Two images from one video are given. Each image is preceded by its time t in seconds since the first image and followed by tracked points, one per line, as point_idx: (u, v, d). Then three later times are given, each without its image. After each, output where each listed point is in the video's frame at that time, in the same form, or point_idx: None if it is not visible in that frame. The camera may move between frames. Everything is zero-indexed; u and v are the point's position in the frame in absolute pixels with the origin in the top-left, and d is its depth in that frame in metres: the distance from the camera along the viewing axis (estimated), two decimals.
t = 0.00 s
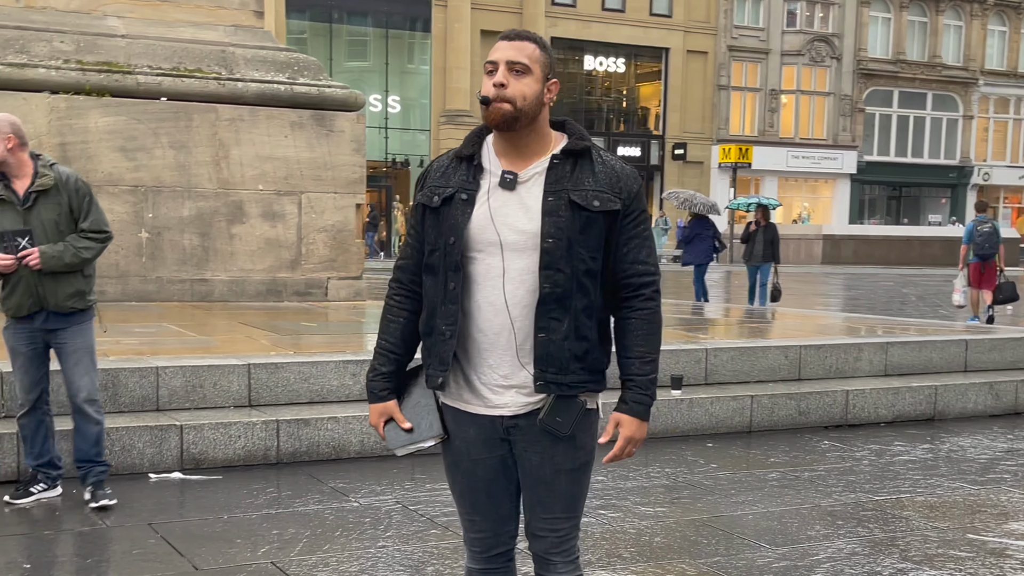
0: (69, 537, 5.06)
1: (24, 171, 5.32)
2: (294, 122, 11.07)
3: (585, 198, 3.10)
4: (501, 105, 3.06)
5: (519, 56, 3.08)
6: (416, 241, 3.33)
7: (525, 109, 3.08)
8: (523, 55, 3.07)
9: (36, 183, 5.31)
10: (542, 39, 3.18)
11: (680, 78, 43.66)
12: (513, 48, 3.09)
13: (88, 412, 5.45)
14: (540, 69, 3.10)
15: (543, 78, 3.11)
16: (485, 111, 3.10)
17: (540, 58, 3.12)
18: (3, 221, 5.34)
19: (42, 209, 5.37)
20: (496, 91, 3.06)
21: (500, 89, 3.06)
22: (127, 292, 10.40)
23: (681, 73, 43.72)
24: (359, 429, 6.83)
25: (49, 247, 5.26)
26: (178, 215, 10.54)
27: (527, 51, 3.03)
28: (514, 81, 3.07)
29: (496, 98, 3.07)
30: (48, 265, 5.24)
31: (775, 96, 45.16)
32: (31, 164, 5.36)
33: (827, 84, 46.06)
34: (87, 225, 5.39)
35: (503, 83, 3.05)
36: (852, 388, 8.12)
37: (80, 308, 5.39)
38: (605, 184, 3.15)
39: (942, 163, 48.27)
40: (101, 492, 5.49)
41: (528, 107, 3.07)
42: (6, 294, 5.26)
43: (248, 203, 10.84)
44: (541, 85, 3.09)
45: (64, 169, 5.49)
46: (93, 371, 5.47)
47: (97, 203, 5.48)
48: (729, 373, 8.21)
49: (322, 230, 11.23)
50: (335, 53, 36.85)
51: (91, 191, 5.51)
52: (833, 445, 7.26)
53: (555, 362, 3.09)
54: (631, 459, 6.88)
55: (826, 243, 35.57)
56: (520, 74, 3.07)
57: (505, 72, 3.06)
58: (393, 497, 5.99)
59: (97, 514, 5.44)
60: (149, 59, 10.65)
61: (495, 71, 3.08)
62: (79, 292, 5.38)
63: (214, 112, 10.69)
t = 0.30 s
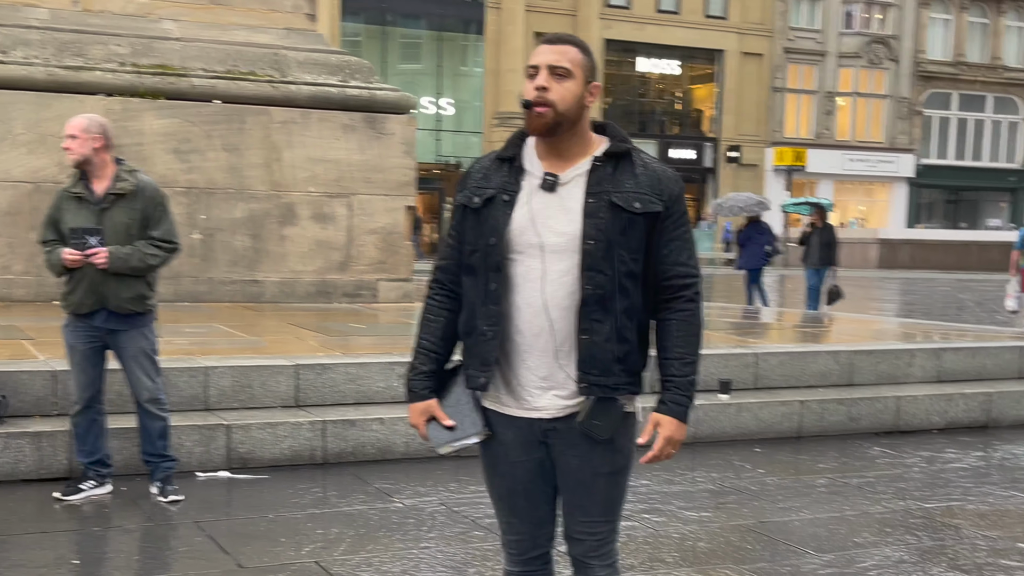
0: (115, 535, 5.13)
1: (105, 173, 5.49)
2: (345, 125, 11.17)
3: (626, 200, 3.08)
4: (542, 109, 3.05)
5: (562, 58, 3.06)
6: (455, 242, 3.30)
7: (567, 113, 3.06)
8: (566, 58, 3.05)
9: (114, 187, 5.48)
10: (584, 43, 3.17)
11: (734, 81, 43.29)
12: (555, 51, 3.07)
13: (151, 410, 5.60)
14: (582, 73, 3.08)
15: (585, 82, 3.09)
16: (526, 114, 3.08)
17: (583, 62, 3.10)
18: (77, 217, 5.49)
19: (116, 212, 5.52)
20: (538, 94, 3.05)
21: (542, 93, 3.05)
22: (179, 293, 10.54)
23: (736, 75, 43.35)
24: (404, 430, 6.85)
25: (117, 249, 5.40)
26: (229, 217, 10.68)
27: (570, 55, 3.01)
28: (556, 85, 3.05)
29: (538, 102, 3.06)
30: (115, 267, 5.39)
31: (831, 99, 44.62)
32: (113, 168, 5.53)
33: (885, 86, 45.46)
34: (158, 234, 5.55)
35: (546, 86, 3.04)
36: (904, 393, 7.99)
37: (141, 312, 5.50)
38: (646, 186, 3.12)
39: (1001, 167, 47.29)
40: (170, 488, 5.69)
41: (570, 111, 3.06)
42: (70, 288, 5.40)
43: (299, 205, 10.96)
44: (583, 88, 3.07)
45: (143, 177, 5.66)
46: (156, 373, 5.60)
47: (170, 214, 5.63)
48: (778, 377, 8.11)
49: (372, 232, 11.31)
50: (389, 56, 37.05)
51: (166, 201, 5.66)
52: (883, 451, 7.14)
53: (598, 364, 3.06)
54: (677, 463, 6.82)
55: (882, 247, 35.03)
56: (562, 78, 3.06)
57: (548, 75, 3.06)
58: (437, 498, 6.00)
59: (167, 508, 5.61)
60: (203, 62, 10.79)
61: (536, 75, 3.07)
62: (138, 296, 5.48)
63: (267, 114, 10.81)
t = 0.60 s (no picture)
0: (145, 540, 5.20)
1: (163, 186, 5.66)
2: (379, 133, 11.26)
3: (649, 208, 3.06)
4: (576, 112, 3.04)
5: (595, 65, 3.05)
6: (476, 251, 3.30)
7: (600, 120, 3.06)
8: (601, 65, 3.05)
9: (169, 200, 5.64)
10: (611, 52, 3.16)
11: (774, 88, 43.04)
12: (585, 56, 3.06)
13: (187, 417, 5.67)
14: (614, 81, 3.08)
15: (616, 88, 3.08)
16: (557, 120, 3.07)
17: (614, 71, 3.10)
18: (130, 226, 5.64)
19: (168, 226, 5.67)
20: (570, 98, 3.03)
21: (577, 97, 3.03)
22: (215, 300, 10.66)
23: (775, 82, 43.08)
24: (433, 438, 6.88)
25: (164, 263, 5.52)
26: (264, 225, 10.78)
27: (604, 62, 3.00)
28: (588, 89, 3.04)
29: (572, 105, 3.04)
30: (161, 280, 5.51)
31: (871, 105, 44.18)
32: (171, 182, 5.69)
33: (926, 93, 44.83)
34: (206, 252, 5.67)
35: (581, 91, 3.03)
36: (939, 402, 7.96)
37: (182, 325, 5.58)
38: (667, 193, 3.10)
39: None
40: (200, 494, 5.73)
41: (603, 117, 3.06)
42: (115, 295, 5.53)
43: (333, 213, 11.05)
44: (614, 95, 3.07)
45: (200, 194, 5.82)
46: (194, 383, 5.69)
47: (220, 234, 5.76)
48: (811, 385, 8.09)
49: (405, 240, 11.38)
50: (426, 65, 37.24)
51: (218, 222, 5.79)
52: (917, 460, 7.12)
53: (617, 371, 3.04)
54: (706, 471, 6.79)
55: (923, 254, 34.61)
56: (597, 84, 3.05)
57: (583, 80, 3.04)
58: (464, 506, 6.02)
59: (197, 514, 5.65)
60: (239, 72, 10.92)
61: (570, 80, 3.06)
62: (180, 310, 5.56)
63: (302, 123, 10.92)
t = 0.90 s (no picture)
0: (154, 542, 5.22)
1: (183, 188, 5.70)
2: (393, 137, 11.29)
3: (660, 202, 3.04)
4: (586, 110, 3.00)
5: (603, 65, 3.03)
6: (476, 250, 3.26)
7: (606, 119, 3.02)
8: (608, 65, 3.02)
9: (189, 203, 5.67)
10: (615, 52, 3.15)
11: (792, 92, 42.87)
12: (593, 57, 3.04)
13: (200, 420, 5.68)
14: (621, 81, 3.05)
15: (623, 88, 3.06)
16: (563, 118, 3.03)
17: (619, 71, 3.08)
18: (149, 227, 5.67)
19: (187, 228, 5.70)
20: (580, 95, 3.00)
21: (586, 93, 3.00)
22: (229, 304, 10.69)
23: (794, 86, 42.92)
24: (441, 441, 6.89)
25: (183, 265, 5.55)
26: (278, 229, 10.83)
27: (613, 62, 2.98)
28: (599, 90, 3.01)
29: (581, 101, 3.01)
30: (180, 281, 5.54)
31: (890, 109, 43.92)
32: (191, 185, 5.73)
33: (946, 96, 44.66)
34: (224, 255, 5.71)
35: (591, 88, 3.00)
36: (952, 406, 7.99)
37: (198, 326, 5.61)
38: (675, 187, 3.09)
39: None
40: (209, 496, 5.75)
41: (610, 116, 3.02)
42: (132, 296, 5.57)
43: (347, 217, 11.09)
44: (621, 96, 3.04)
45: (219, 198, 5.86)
46: (208, 386, 5.72)
47: (239, 237, 5.80)
48: (823, 389, 8.13)
49: (419, 244, 11.41)
50: (444, 69, 37.31)
51: (237, 224, 5.84)
52: (929, 464, 7.18)
53: (654, 366, 3.03)
54: (717, 475, 6.77)
55: (942, 259, 34.37)
56: (605, 82, 3.02)
57: (592, 78, 3.01)
58: (472, 509, 6.02)
59: (206, 516, 5.66)
60: (253, 76, 10.98)
61: (579, 77, 3.03)
62: (197, 311, 5.60)
63: (316, 127, 10.97)
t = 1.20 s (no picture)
0: (153, 539, 5.24)
1: (181, 186, 5.73)
2: (395, 136, 11.32)
3: (655, 198, 3.07)
4: (578, 110, 3.01)
5: (593, 64, 3.04)
6: (464, 248, 3.26)
7: (598, 121, 3.05)
8: (599, 65, 3.04)
9: (189, 200, 5.70)
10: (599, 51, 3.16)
11: (798, 91, 42.82)
12: (581, 55, 3.04)
13: (201, 418, 5.71)
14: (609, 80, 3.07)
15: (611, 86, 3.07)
16: (554, 119, 3.04)
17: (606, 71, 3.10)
18: (149, 225, 5.68)
19: (188, 224, 5.72)
20: (573, 96, 3.00)
21: (579, 94, 3.00)
22: (231, 302, 10.72)
23: (800, 85, 42.89)
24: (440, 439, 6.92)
25: (188, 260, 5.59)
26: (280, 228, 10.86)
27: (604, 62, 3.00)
28: (588, 89, 3.02)
29: (575, 102, 3.01)
30: (184, 277, 5.56)
31: (896, 107, 43.81)
32: (189, 182, 5.76)
33: (951, 94, 44.52)
34: (226, 250, 5.74)
35: (583, 89, 3.00)
36: (951, 404, 7.99)
37: (200, 322, 5.64)
38: (667, 183, 3.11)
39: None
40: (207, 493, 5.76)
41: (601, 118, 3.05)
42: (133, 294, 5.57)
43: (349, 216, 11.11)
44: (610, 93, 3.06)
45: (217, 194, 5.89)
46: (208, 383, 5.74)
47: (239, 233, 5.84)
48: (822, 387, 8.15)
49: (420, 242, 11.43)
50: (449, 68, 37.32)
51: (236, 220, 5.87)
52: (928, 462, 7.18)
53: (661, 364, 3.06)
54: (716, 472, 6.78)
55: (947, 257, 34.30)
56: (595, 83, 3.04)
57: (583, 79, 3.02)
58: (470, 506, 6.04)
59: (205, 513, 5.68)
60: (255, 75, 11.00)
61: (569, 78, 3.03)
62: (200, 307, 5.64)
63: (318, 126, 11.00)
